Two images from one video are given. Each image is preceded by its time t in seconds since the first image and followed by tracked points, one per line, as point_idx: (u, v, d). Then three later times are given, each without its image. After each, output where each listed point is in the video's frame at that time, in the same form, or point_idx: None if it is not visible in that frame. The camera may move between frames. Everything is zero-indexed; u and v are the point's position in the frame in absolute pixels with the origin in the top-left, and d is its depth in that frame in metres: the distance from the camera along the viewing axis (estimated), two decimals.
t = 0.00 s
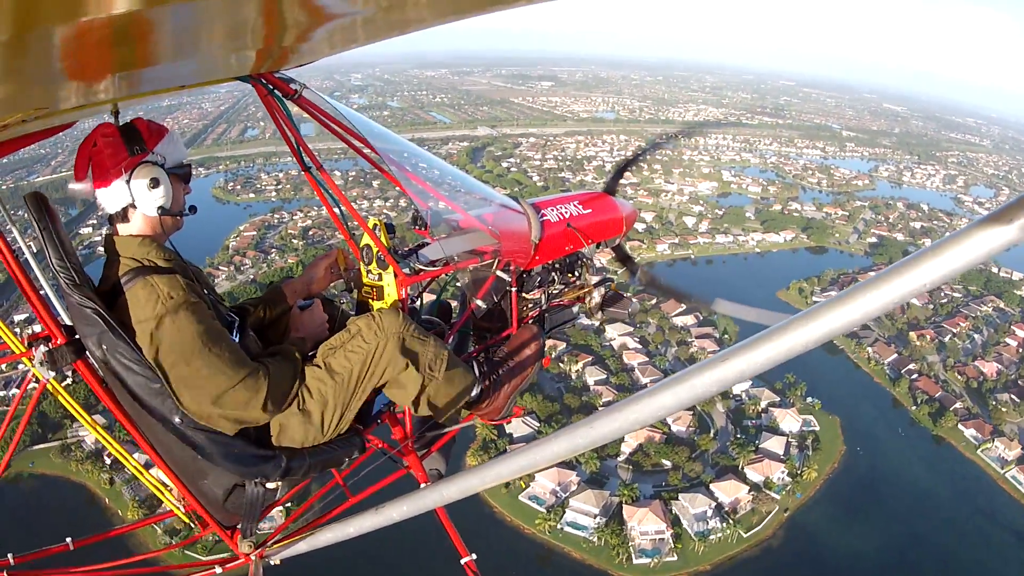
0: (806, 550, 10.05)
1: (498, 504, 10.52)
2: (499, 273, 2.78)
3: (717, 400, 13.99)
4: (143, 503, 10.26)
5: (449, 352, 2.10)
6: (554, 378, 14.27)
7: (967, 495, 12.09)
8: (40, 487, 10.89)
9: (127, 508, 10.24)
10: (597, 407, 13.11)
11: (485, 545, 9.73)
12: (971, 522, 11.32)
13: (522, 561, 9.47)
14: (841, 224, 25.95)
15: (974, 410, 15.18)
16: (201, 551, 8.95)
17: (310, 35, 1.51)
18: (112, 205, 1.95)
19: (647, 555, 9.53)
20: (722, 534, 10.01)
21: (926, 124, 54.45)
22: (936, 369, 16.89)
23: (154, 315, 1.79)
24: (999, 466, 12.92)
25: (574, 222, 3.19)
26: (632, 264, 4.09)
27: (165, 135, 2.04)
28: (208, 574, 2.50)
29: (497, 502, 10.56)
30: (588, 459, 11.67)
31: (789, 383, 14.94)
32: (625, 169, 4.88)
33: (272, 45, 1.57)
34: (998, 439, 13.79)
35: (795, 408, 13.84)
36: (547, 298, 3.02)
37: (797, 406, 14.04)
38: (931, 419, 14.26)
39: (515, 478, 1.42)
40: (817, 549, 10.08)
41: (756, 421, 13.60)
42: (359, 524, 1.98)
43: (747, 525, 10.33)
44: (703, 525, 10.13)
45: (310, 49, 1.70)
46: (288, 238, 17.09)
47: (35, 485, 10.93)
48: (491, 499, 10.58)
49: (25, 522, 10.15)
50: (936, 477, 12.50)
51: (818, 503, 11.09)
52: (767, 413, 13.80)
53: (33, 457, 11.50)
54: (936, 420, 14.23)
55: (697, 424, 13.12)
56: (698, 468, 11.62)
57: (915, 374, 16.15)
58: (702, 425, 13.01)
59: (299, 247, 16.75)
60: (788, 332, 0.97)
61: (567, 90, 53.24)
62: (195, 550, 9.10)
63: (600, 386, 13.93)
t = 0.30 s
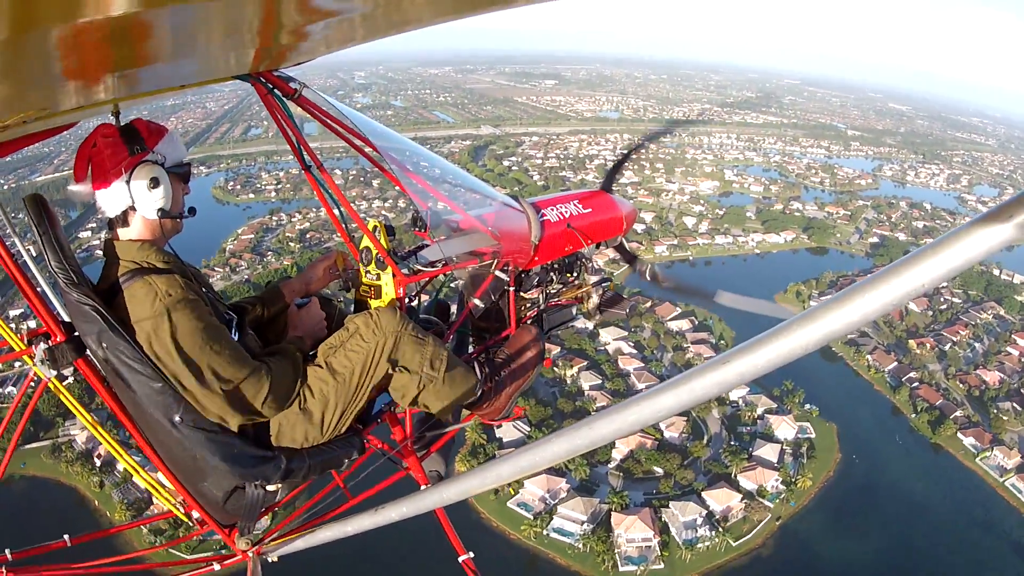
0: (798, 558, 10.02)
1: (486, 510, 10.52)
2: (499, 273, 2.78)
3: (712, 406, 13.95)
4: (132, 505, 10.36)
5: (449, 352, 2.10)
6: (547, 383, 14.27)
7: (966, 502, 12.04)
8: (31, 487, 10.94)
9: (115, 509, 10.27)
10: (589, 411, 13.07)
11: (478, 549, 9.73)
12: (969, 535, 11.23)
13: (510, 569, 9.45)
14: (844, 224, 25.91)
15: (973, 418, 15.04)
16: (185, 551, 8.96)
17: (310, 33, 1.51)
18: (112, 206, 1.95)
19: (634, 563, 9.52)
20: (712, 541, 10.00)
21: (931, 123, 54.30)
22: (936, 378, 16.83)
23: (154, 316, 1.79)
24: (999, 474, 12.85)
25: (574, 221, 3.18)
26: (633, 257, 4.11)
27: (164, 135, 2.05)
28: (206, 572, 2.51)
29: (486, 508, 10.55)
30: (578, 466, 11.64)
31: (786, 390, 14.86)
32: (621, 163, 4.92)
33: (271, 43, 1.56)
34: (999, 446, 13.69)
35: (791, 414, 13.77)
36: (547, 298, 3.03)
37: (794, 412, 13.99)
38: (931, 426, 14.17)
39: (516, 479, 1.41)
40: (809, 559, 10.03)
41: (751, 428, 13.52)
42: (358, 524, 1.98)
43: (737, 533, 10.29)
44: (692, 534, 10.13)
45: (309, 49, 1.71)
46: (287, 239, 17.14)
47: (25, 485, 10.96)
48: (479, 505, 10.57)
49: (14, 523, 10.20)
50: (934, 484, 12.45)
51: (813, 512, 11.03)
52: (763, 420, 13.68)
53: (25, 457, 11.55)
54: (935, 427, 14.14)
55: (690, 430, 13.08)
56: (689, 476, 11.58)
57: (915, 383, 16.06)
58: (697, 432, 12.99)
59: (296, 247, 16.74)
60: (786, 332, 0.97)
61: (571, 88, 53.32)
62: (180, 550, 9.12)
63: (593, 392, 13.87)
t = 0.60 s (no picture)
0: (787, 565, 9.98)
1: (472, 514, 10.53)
2: (499, 273, 2.78)
3: (704, 411, 13.95)
4: (119, 505, 10.43)
5: (449, 351, 2.10)
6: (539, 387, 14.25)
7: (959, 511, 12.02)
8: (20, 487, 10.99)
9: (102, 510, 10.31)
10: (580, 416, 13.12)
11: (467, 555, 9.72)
12: (963, 541, 11.21)
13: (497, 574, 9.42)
14: (842, 227, 25.99)
15: (973, 424, 15.06)
16: (170, 552, 8.99)
17: (310, 30, 1.50)
18: (112, 207, 1.96)
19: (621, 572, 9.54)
20: (701, 550, 9.93)
21: (933, 126, 54.42)
22: (935, 382, 16.81)
23: (153, 317, 1.79)
24: (996, 482, 12.71)
25: (573, 221, 3.19)
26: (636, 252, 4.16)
27: (164, 135, 2.05)
28: (206, 572, 2.51)
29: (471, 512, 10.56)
30: (565, 471, 11.62)
31: (781, 395, 14.82)
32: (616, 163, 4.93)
33: (271, 41, 1.57)
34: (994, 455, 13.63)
35: (785, 420, 13.75)
36: (547, 298, 3.03)
37: (788, 417, 13.96)
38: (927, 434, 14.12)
39: (516, 479, 1.42)
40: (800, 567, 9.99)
41: (743, 433, 13.58)
42: (359, 524, 1.98)
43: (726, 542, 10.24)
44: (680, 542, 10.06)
45: (310, 46, 1.70)
46: (283, 239, 17.11)
47: (14, 485, 11.00)
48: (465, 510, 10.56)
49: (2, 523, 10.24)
50: (929, 491, 12.42)
51: (804, 520, 10.98)
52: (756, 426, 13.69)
53: (15, 458, 11.62)
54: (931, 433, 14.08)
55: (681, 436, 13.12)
56: (678, 482, 11.57)
57: (913, 387, 15.96)
58: (688, 437, 13.12)
59: (289, 248, 16.72)
60: (787, 332, 0.99)
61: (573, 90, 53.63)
62: (166, 550, 9.14)
63: (585, 397, 13.88)
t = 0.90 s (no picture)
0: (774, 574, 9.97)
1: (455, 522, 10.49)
2: (499, 273, 2.78)
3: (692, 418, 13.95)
4: (103, 508, 10.38)
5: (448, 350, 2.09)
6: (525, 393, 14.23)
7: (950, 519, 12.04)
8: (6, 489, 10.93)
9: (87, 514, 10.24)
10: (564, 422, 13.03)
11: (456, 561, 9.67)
12: (953, 551, 11.20)
13: None
14: (838, 231, 26.08)
15: (968, 432, 15.04)
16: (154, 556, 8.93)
17: (311, 32, 1.49)
18: (112, 207, 1.96)
19: None
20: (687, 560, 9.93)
21: (930, 131, 54.69)
22: (928, 390, 16.68)
23: (153, 317, 1.79)
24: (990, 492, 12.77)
25: (574, 221, 3.20)
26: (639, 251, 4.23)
27: (162, 136, 2.04)
28: (208, 572, 2.50)
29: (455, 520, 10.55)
30: (549, 479, 11.66)
31: (771, 402, 14.79)
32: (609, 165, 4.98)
33: (272, 43, 1.56)
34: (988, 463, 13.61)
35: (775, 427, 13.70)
36: (547, 298, 3.04)
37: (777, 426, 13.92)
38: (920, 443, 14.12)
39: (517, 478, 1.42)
40: None
41: (732, 441, 13.50)
42: (360, 523, 1.97)
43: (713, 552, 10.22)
44: (665, 552, 10.06)
45: (313, 48, 1.70)
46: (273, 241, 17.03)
47: None
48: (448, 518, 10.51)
49: None
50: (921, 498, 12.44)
51: (793, 529, 10.97)
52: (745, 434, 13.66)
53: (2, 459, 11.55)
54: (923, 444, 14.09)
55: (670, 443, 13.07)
56: (666, 490, 11.56)
57: (906, 394, 15.91)
58: (677, 444, 13.08)
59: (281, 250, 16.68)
60: (790, 331, 0.99)
61: (571, 93, 53.84)
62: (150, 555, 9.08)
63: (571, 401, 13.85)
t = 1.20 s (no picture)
0: None
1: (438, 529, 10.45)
2: (499, 272, 2.79)
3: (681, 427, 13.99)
4: (87, 514, 10.32)
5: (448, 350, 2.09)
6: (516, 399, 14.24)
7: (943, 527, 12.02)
8: None
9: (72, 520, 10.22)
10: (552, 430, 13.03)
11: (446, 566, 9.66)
12: (945, 560, 11.18)
13: None
14: (835, 234, 26.11)
15: (963, 441, 15.03)
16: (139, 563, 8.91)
17: (310, 31, 1.49)
18: (113, 206, 1.96)
19: None
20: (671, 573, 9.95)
21: (928, 133, 54.77)
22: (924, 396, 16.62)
23: (154, 315, 1.79)
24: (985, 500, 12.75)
25: (574, 220, 3.21)
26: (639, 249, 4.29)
27: (164, 134, 2.05)
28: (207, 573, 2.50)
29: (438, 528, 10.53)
30: (534, 490, 11.66)
31: (760, 410, 14.85)
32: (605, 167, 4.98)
33: (272, 43, 1.56)
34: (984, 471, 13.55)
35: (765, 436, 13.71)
36: (547, 298, 3.05)
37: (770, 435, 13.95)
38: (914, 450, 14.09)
39: (516, 479, 1.41)
40: None
41: (723, 450, 13.49)
42: (359, 523, 1.97)
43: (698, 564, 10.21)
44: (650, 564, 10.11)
45: (311, 48, 1.71)
46: (266, 245, 16.99)
47: None
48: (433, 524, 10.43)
49: None
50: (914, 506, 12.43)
51: (782, 540, 10.92)
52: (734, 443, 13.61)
53: None
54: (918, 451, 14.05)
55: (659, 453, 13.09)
56: (652, 501, 11.52)
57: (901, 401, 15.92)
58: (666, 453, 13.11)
59: (274, 254, 16.67)
60: (790, 330, 0.99)
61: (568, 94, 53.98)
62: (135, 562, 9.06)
63: (557, 409, 13.89)
